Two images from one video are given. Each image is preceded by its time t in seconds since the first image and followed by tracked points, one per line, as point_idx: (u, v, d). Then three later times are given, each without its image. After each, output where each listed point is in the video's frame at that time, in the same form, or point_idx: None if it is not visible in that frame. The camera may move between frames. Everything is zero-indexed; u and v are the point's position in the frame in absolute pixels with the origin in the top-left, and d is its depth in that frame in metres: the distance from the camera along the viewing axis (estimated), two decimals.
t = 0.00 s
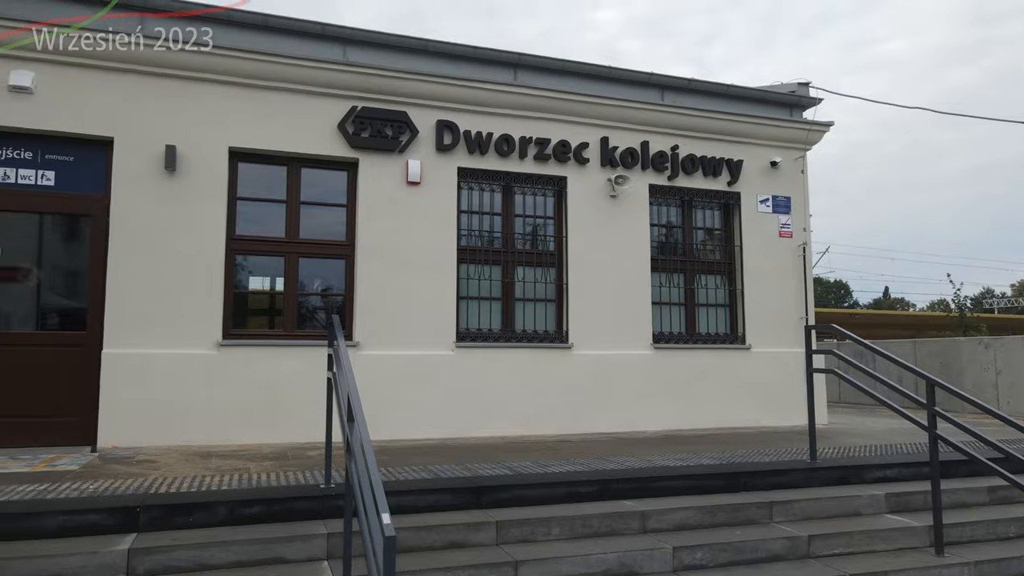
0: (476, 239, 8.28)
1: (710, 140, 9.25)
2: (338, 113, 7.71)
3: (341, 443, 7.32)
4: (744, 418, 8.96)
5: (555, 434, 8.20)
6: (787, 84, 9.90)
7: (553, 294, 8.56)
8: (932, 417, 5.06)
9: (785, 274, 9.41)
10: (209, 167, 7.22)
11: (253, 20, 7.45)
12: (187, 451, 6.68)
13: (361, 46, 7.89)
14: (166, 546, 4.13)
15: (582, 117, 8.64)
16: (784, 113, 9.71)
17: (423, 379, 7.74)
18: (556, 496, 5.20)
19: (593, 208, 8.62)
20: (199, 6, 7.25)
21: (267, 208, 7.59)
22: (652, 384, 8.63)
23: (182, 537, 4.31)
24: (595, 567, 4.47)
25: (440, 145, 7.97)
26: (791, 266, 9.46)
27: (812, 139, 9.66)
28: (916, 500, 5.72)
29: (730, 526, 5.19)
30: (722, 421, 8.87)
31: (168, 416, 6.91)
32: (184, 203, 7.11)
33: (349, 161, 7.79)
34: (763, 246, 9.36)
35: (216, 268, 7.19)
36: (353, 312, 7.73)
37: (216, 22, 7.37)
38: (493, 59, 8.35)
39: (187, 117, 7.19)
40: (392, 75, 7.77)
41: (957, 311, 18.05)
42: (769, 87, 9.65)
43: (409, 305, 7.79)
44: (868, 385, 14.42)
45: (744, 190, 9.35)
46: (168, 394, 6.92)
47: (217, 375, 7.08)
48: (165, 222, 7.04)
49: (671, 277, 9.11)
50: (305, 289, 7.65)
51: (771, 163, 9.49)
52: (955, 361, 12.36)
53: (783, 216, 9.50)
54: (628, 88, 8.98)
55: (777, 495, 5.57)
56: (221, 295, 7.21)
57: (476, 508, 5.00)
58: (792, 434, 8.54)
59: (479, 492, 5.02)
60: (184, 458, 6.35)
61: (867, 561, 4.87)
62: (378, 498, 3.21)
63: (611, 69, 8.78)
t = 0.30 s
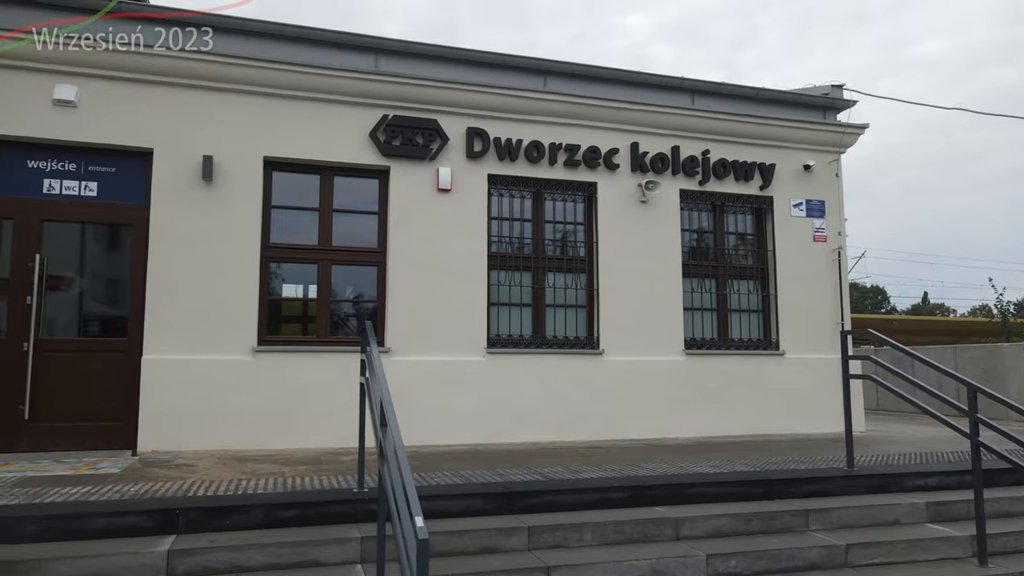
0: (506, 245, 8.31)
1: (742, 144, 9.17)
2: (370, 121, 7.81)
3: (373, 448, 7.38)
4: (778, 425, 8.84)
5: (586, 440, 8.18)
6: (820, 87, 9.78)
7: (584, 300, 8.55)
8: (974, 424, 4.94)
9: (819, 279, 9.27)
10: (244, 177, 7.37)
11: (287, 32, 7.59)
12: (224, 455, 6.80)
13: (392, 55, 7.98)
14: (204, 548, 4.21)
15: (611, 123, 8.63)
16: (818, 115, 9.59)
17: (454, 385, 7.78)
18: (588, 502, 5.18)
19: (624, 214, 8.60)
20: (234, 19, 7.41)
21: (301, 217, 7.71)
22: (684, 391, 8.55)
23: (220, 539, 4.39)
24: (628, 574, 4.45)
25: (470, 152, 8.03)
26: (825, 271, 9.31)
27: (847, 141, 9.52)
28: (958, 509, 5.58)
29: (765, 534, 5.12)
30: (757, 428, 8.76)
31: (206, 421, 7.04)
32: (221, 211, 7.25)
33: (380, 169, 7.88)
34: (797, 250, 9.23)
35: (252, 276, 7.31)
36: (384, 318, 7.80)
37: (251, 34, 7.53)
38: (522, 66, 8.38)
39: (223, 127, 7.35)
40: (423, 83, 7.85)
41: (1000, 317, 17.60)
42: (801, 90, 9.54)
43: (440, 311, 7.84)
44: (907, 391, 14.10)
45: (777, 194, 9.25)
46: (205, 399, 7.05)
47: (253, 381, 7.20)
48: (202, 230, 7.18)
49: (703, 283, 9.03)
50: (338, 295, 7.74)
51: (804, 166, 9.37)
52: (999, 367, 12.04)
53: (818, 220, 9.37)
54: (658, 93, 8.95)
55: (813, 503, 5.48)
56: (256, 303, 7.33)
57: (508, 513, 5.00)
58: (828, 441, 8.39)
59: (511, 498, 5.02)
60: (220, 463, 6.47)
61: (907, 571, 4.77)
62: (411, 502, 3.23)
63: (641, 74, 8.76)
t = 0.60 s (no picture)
0: (537, 251, 8.31)
1: (775, 147, 9.06)
2: (402, 129, 7.89)
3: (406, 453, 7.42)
4: (815, 432, 8.69)
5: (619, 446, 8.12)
6: (855, 88, 9.62)
7: (615, 305, 8.50)
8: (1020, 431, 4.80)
9: (856, 284, 9.11)
10: (279, 185, 7.48)
11: (320, 42, 7.69)
12: (259, 460, 6.89)
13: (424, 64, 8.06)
14: (240, 550, 4.27)
15: (642, 127, 8.59)
16: (853, 117, 9.44)
17: (486, 391, 7.79)
18: (621, 507, 5.14)
19: (655, 218, 8.54)
20: (269, 30, 7.53)
21: (334, 224, 7.80)
22: (717, 397, 8.45)
23: (255, 541, 4.45)
24: None
25: (500, 158, 8.06)
26: (862, 275, 9.15)
27: (884, 143, 9.35)
28: (1004, 519, 5.42)
29: (803, 543, 5.03)
30: (793, 435, 8.62)
31: (242, 426, 7.14)
32: (256, 219, 7.37)
33: (412, 176, 7.95)
34: (833, 255, 9.08)
35: (286, 282, 7.42)
36: (416, 324, 7.84)
37: (286, 45, 7.65)
38: (552, 72, 8.39)
39: (258, 137, 7.48)
40: (454, 91, 7.91)
41: None
42: (836, 92, 9.40)
43: (471, 317, 7.86)
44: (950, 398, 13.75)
45: (811, 197, 9.12)
46: (240, 404, 7.15)
47: (287, 386, 7.29)
48: (238, 237, 7.31)
49: (736, 288, 8.93)
50: (370, 301, 7.81)
51: (839, 169, 9.22)
52: None
53: (854, 223, 9.22)
54: (689, 97, 8.88)
55: (852, 511, 5.37)
56: (290, 309, 7.43)
57: (540, 519, 4.99)
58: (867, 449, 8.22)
59: (543, 503, 5.01)
60: (256, 467, 6.55)
61: None
62: (445, 505, 3.25)
63: (672, 78, 8.70)
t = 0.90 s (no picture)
0: (566, 257, 8.29)
1: (808, 151, 8.93)
2: (431, 136, 7.94)
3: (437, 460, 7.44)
4: (851, 439, 8.52)
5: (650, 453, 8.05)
6: (890, 89, 9.45)
7: (646, 311, 8.44)
8: None
9: (893, 288, 8.93)
10: (311, 193, 7.57)
11: (350, 52, 7.76)
12: (292, 465, 6.96)
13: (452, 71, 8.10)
14: (275, 555, 4.31)
15: (672, 132, 8.53)
16: (888, 119, 9.27)
17: (516, 397, 7.78)
18: (654, 515, 5.09)
19: (686, 223, 8.47)
20: (301, 41, 7.62)
21: (364, 231, 7.87)
22: (750, 403, 8.34)
23: (289, 546, 4.49)
24: None
25: (529, 164, 8.06)
26: (899, 279, 8.97)
27: (920, 144, 9.17)
28: None
29: (841, 552, 4.93)
30: (828, 442, 8.47)
31: (275, 432, 7.22)
32: (288, 227, 7.47)
33: (442, 183, 8.00)
34: (868, 259, 8.92)
35: (318, 290, 7.50)
36: (446, 331, 7.87)
37: (317, 54, 7.74)
38: (581, 78, 8.37)
39: (290, 146, 7.58)
40: (482, 97, 7.94)
41: None
42: (870, 93, 9.25)
43: (501, 323, 7.87)
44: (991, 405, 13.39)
45: (845, 200, 8.97)
46: (274, 410, 7.23)
47: (319, 392, 7.36)
48: (271, 245, 7.41)
49: (769, 293, 8.81)
50: (400, 308, 7.86)
51: (875, 171, 9.06)
52: None
53: (890, 227, 9.04)
54: (720, 101, 8.79)
55: (891, 521, 5.25)
56: (322, 316, 7.50)
57: (572, 526, 4.96)
58: (906, 457, 8.04)
59: (575, 510, 4.98)
60: (290, 472, 6.62)
61: None
62: (477, 512, 3.26)
63: (702, 82, 8.62)
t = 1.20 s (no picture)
0: (595, 262, 8.25)
1: (840, 153, 8.80)
2: (459, 143, 7.97)
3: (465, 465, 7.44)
4: (887, 447, 8.35)
5: (681, 460, 7.97)
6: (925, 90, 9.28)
7: (675, 316, 8.37)
8: None
9: (929, 292, 8.75)
10: (340, 201, 7.64)
11: (379, 60, 7.83)
12: (323, 471, 7.02)
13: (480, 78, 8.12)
14: (307, 559, 4.34)
15: (701, 136, 8.46)
16: (923, 120, 9.10)
17: (545, 403, 7.75)
18: (685, 523, 5.03)
19: (715, 228, 8.39)
20: (331, 50, 7.70)
21: (393, 238, 7.92)
22: (782, 410, 8.21)
23: (320, 551, 4.52)
24: None
25: (557, 170, 8.05)
26: (936, 283, 8.78)
27: (956, 145, 8.98)
28: None
29: (878, 562, 4.83)
30: (863, 449, 8.31)
31: (306, 437, 7.28)
32: (318, 234, 7.54)
33: (469, 189, 8.03)
34: (903, 262, 8.75)
35: (347, 296, 7.56)
36: (474, 337, 7.88)
37: (345, 63, 7.81)
38: (609, 83, 8.35)
39: (320, 154, 7.66)
40: (510, 104, 7.95)
41: None
42: (903, 94, 9.09)
43: (529, 329, 7.86)
44: None
45: (879, 203, 8.82)
46: (304, 416, 7.30)
47: (349, 398, 7.41)
48: (301, 253, 7.49)
49: (801, 297, 8.68)
50: (428, 314, 7.89)
51: (909, 173, 8.90)
52: None
53: (925, 229, 8.87)
54: (749, 104, 8.70)
55: (930, 530, 5.13)
56: (351, 323, 7.55)
57: (602, 533, 4.92)
58: (944, 465, 7.85)
59: (605, 517, 4.94)
60: (320, 477, 6.67)
61: None
62: (508, 517, 3.26)
63: (731, 85, 8.54)
